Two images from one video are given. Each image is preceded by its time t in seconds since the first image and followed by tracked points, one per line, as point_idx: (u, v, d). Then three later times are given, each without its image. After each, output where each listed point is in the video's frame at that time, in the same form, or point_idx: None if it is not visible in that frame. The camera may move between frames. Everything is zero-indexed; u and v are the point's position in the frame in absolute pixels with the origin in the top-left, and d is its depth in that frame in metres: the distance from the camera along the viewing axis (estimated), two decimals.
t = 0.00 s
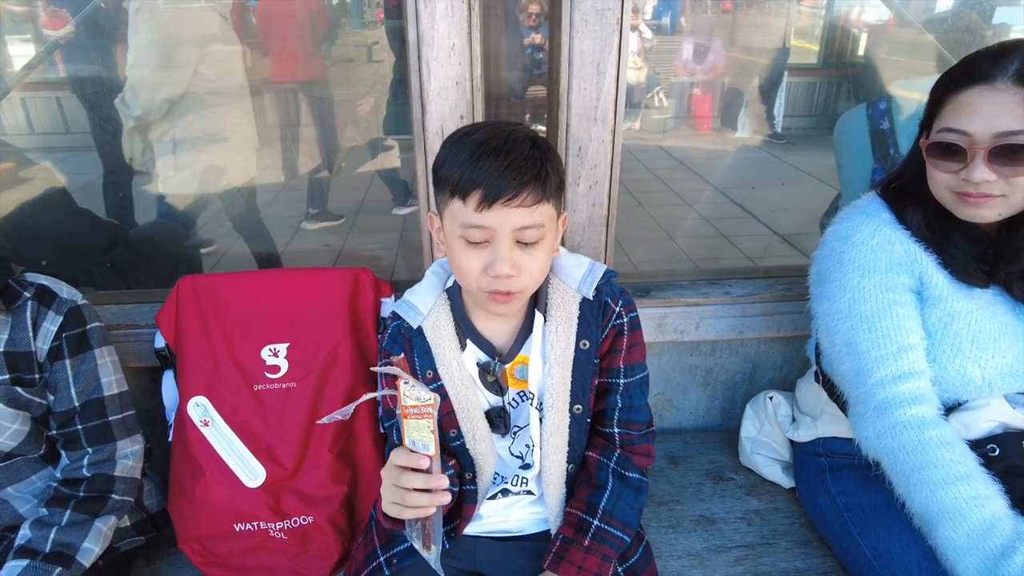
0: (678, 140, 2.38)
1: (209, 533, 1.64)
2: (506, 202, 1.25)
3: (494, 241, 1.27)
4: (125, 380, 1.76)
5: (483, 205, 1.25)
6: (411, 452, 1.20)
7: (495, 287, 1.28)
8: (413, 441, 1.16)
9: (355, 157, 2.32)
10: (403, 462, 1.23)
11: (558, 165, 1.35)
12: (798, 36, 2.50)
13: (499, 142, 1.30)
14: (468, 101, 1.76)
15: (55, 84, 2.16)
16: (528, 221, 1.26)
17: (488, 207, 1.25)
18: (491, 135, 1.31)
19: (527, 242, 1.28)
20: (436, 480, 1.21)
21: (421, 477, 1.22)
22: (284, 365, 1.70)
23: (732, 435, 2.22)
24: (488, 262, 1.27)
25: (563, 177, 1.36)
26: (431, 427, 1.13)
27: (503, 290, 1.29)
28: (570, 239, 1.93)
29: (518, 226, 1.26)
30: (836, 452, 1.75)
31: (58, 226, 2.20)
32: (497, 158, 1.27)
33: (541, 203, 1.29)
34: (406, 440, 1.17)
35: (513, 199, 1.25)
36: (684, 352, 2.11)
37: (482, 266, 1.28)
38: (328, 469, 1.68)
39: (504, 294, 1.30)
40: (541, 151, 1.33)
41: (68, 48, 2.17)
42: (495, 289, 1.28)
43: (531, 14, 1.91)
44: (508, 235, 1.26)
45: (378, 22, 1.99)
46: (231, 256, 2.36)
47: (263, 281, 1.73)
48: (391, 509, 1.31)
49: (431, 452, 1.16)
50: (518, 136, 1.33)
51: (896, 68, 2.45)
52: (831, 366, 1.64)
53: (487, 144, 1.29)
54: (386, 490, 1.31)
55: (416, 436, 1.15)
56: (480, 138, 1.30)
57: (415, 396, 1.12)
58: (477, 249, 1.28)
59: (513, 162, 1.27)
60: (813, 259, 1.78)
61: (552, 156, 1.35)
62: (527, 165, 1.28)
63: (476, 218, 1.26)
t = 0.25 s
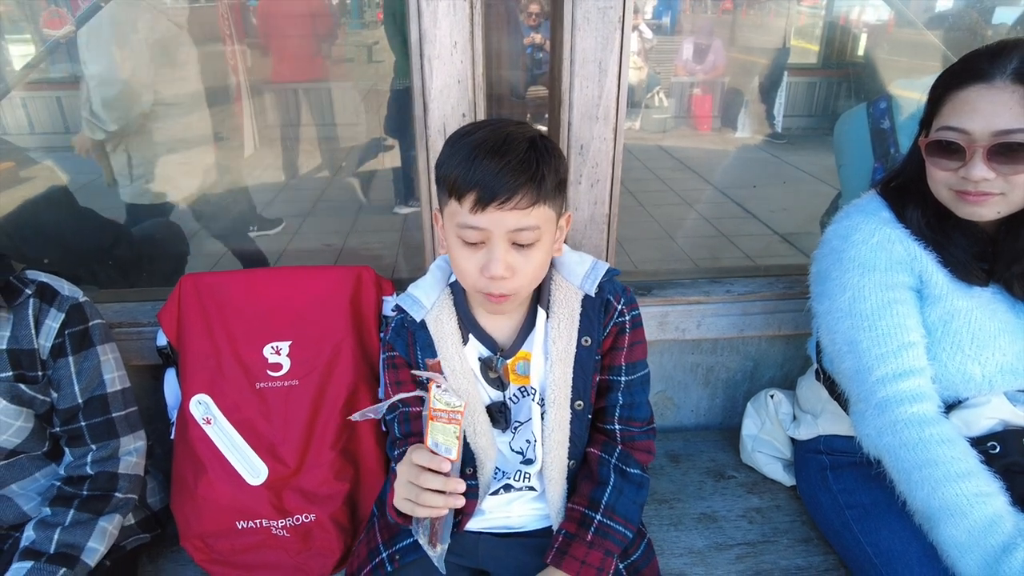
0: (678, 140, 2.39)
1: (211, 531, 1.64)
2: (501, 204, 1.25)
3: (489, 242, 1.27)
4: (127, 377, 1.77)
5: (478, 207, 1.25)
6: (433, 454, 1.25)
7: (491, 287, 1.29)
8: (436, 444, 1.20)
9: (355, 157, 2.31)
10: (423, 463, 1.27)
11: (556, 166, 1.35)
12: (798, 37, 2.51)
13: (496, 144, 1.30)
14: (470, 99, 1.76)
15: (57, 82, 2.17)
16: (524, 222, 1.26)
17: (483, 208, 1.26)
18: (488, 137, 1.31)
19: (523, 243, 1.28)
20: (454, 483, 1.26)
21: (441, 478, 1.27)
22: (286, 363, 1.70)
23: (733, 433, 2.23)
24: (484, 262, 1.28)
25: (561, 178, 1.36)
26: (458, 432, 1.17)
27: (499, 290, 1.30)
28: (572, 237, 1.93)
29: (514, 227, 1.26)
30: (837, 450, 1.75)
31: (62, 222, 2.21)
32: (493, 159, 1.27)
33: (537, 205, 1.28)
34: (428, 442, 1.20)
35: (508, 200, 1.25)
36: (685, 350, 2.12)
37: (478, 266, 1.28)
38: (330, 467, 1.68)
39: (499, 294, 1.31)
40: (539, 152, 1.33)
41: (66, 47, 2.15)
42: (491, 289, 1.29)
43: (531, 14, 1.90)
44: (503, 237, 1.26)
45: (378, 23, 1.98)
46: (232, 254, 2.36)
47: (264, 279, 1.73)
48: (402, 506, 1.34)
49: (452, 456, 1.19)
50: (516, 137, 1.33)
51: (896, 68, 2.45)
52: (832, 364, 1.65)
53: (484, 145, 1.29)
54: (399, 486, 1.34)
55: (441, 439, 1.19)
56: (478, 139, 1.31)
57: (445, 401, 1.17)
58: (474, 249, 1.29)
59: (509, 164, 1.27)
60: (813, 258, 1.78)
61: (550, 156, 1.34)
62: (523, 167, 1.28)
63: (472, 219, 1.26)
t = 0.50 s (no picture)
0: (679, 140, 2.39)
1: (214, 529, 1.64)
2: (504, 202, 1.25)
3: (492, 241, 1.27)
4: (128, 376, 1.77)
5: (480, 205, 1.26)
6: (451, 452, 1.24)
7: (495, 285, 1.29)
8: (456, 441, 1.22)
9: (356, 158, 2.31)
10: (441, 459, 1.27)
11: (558, 163, 1.35)
12: (798, 37, 2.61)
13: (499, 142, 1.30)
14: (473, 98, 1.76)
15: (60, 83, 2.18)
16: (527, 220, 1.27)
17: (486, 206, 1.26)
18: (491, 135, 1.32)
19: (526, 241, 1.28)
20: (470, 482, 1.25)
21: (457, 476, 1.26)
22: (289, 362, 1.70)
23: (734, 433, 2.23)
24: (487, 260, 1.28)
25: (563, 176, 1.36)
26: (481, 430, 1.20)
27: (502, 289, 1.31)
28: (574, 236, 1.94)
29: (517, 224, 1.27)
30: (839, 449, 1.75)
31: (65, 221, 2.23)
32: (496, 157, 1.28)
33: (540, 202, 1.29)
34: (449, 438, 1.23)
35: (511, 198, 1.26)
36: (686, 350, 2.12)
37: (481, 264, 1.29)
38: (333, 466, 1.68)
39: (502, 292, 1.31)
40: (542, 149, 1.33)
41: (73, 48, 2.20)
42: (494, 287, 1.29)
43: (531, 14, 1.91)
44: (506, 235, 1.27)
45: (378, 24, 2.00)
46: (233, 254, 2.34)
47: (268, 279, 1.74)
48: (415, 501, 1.34)
49: (472, 454, 1.21)
50: (519, 135, 1.33)
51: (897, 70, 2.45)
52: (834, 363, 1.65)
53: (486, 143, 1.30)
54: (413, 482, 1.34)
55: (462, 436, 1.21)
56: (481, 137, 1.31)
57: (471, 398, 1.20)
58: (477, 248, 1.29)
59: (511, 162, 1.27)
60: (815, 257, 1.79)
61: (553, 154, 1.35)
62: (526, 165, 1.28)
63: (475, 217, 1.27)
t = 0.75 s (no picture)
0: (681, 142, 2.38)
1: (218, 529, 1.64)
2: (506, 203, 1.26)
3: (495, 242, 1.28)
4: (130, 376, 1.77)
5: (483, 206, 1.26)
6: (462, 451, 1.24)
7: (498, 286, 1.29)
8: (467, 440, 1.21)
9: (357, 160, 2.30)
10: (452, 458, 1.27)
11: (560, 164, 1.35)
12: (798, 39, 2.49)
13: (501, 143, 1.31)
14: (477, 99, 1.77)
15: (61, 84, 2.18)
16: (530, 221, 1.27)
17: (488, 208, 1.26)
18: (493, 136, 1.32)
19: (529, 242, 1.28)
20: (479, 482, 1.25)
21: (467, 475, 1.26)
22: (293, 362, 1.70)
23: (736, 433, 2.23)
24: (491, 262, 1.28)
25: (565, 177, 1.36)
26: (491, 429, 1.19)
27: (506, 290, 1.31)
28: (577, 236, 1.94)
29: (519, 226, 1.27)
30: (842, 449, 1.75)
31: (70, 222, 2.28)
32: (498, 159, 1.28)
33: (542, 204, 1.29)
34: (460, 437, 1.22)
35: (513, 200, 1.26)
36: (689, 350, 2.12)
37: (484, 266, 1.29)
38: (337, 465, 1.68)
39: (506, 292, 1.31)
40: (543, 150, 1.33)
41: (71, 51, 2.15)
42: (498, 288, 1.29)
43: (532, 16, 1.90)
44: (509, 236, 1.27)
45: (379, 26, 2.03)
46: (231, 257, 2.36)
47: (272, 279, 1.74)
48: (423, 501, 1.34)
49: (483, 452, 1.21)
50: (521, 137, 1.33)
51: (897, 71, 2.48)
52: (837, 364, 1.65)
53: (488, 145, 1.30)
54: (421, 481, 1.34)
55: (472, 435, 1.21)
56: (483, 139, 1.32)
57: (483, 397, 1.20)
58: (480, 249, 1.29)
59: (513, 163, 1.28)
60: (818, 258, 1.79)
61: (555, 155, 1.35)
62: (528, 166, 1.28)
63: (478, 219, 1.27)
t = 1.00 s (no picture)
0: (681, 142, 2.37)
1: (217, 529, 1.64)
2: (505, 206, 1.25)
3: (495, 245, 1.27)
4: (129, 374, 1.76)
5: (482, 209, 1.26)
6: (463, 456, 1.24)
7: (498, 289, 1.29)
8: (468, 443, 1.22)
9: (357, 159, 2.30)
10: (452, 461, 1.27)
11: (558, 166, 1.35)
12: (797, 40, 2.46)
13: (498, 145, 1.30)
14: (477, 99, 1.77)
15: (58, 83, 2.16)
16: (530, 223, 1.27)
17: (487, 211, 1.26)
18: (490, 138, 1.31)
19: (528, 244, 1.28)
20: (480, 485, 1.25)
21: (468, 478, 1.26)
22: (293, 362, 1.70)
23: (737, 433, 2.23)
24: (491, 265, 1.28)
25: (563, 178, 1.36)
26: (494, 432, 1.20)
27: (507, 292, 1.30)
28: (577, 236, 1.94)
29: (519, 228, 1.26)
30: (842, 449, 1.75)
31: (70, 221, 2.28)
32: (496, 161, 1.27)
33: (541, 206, 1.29)
34: (461, 441, 1.23)
35: (512, 202, 1.25)
36: (689, 350, 2.12)
37: (484, 269, 1.29)
38: (336, 465, 1.68)
39: (507, 295, 1.30)
40: (541, 152, 1.33)
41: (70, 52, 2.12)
42: (498, 291, 1.29)
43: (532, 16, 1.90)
44: (509, 239, 1.27)
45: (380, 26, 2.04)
46: (234, 255, 2.38)
47: (271, 278, 1.74)
48: (424, 505, 1.34)
49: (484, 456, 1.21)
50: (518, 139, 1.33)
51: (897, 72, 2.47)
52: (837, 364, 1.65)
53: (486, 147, 1.30)
54: (423, 485, 1.34)
55: (474, 439, 1.22)
56: (481, 141, 1.31)
57: (485, 400, 1.21)
58: (479, 252, 1.29)
59: (511, 166, 1.27)
60: (818, 258, 1.79)
61: (552, 156, 1.34)
62: (526, 168, 1.28)
63: (477, 222, 1.27)
